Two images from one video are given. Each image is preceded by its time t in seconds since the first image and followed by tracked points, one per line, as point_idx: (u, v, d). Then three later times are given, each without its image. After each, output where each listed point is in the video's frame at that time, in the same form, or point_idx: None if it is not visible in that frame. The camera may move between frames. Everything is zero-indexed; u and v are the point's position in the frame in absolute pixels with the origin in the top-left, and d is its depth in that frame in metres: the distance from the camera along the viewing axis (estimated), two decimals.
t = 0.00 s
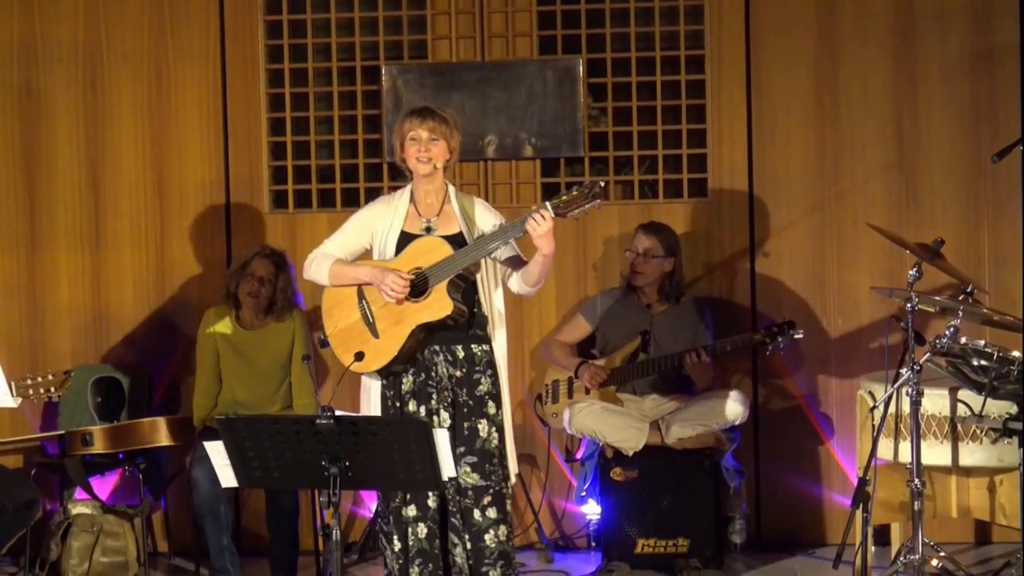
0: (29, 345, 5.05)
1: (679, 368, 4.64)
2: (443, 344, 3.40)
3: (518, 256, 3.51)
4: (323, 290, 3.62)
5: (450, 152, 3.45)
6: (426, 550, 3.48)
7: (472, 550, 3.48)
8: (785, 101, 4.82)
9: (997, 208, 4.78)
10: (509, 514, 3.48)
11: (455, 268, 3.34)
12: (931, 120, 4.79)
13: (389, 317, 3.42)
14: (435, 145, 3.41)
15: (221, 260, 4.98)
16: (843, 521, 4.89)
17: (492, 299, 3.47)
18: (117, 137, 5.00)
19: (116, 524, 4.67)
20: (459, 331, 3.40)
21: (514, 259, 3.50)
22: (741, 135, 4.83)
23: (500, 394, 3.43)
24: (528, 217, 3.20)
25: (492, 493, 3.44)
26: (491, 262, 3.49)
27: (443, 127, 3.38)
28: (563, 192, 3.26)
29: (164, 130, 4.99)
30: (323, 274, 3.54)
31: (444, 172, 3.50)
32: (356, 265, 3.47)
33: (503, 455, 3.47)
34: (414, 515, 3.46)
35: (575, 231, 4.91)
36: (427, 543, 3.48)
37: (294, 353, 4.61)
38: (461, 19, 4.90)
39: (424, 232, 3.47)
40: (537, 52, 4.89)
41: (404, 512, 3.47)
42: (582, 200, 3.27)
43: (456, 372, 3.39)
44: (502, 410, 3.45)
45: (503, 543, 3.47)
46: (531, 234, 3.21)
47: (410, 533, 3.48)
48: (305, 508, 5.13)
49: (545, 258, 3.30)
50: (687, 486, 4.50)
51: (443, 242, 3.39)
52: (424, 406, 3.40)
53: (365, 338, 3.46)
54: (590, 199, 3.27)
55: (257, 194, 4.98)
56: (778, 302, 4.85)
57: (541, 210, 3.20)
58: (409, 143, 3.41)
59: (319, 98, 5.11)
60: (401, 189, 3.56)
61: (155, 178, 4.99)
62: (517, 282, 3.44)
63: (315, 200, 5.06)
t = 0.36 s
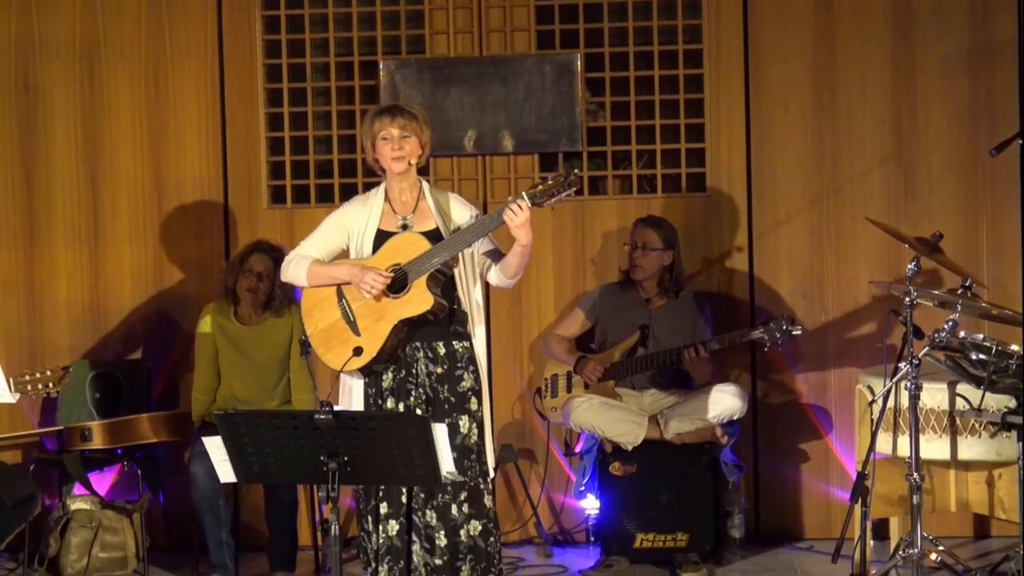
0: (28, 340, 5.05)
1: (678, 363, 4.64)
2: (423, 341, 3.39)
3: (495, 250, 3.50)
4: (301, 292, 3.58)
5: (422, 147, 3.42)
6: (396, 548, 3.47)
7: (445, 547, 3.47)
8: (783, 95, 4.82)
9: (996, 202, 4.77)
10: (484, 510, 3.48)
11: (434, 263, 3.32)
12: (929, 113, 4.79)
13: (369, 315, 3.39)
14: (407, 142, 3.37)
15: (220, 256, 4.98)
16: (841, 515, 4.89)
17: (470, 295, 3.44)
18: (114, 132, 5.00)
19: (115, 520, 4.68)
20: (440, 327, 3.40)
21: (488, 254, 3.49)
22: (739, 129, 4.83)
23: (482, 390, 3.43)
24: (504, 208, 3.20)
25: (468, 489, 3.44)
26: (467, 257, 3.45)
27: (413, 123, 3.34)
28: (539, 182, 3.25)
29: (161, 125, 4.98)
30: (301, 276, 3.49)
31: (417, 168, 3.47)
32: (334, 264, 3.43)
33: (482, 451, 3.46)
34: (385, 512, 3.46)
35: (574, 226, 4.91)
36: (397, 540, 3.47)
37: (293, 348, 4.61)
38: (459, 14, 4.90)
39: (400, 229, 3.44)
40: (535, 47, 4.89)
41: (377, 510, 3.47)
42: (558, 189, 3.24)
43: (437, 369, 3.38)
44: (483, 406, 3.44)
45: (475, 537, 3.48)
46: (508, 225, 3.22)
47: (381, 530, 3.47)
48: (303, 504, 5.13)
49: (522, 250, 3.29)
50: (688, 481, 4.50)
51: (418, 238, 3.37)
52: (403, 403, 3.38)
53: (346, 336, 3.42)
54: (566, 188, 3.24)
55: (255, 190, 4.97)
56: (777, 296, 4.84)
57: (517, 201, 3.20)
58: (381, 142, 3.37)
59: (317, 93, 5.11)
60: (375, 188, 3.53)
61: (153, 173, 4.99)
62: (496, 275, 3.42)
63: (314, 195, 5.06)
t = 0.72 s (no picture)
0: (27, 331, 5.04)
1: (677, 357, 4.64)
2: (418, 334, 3.37)
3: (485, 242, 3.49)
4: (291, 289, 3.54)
5: (406, 140, 3.40)
6: (389, 541, 3.47)
7: (442, 539, 3.45)
8: (783, 89, 4.81)
9: (996, 197, 4.77)
10: (483, 503, 3.46)
11: (427, 255, 3.28)
12: (929, 107, 4.78)
13: (364, 308, 3.35)
14: (391, 135, 3.35)
15: (219, 247, 4.98)
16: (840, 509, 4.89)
17: (461, 286, 3.43)
18: (113, 123, 4.99)
19: (112, 511, 4.69)
20: (434, 321, 3.37)
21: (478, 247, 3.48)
22: (740, 123, 4.82)
23: (476, 383, 3.42)
24: (498, 197, 3.19)
25: (465, 482, 3.42)
26: (459, 249, 3.45)
27: (396, 116, 3.33)
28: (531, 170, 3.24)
29: (161, 116, 4.98)
30: (293, 272, 3.45)
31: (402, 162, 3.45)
32: (325, 259, 3.39)
33: (478, 445, 3.44)
34: (380, 507, 3.45)
35: (573, 219, 4.90)
36: (390, 534, 3.47)
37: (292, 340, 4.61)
38: (459, 6, 4.88)
39: (390, 223, 3.41)
40: (535, 40, 4.88)
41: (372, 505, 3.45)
42: (550, 177, 3.24)
43: (432, 362, 3.37)
44: (478, 399, 3.43)
45: (475, 531, 3.46)
46: (502, 215, 3.21)
47: (374, 525, 3.47)
48: (301, 496, 5.13)
49: (516, 238, 3.29)
50: (686, 475, 4.50)
51: (409, 231, 3.33)
52: (398, 397, 3.36)
53: (340, 330, 3.38)
54: (558, 176, 3.22)
55: (254, 181, 4.97)
56: (776, 290, 4.84)
57: (511, 189, 3.19)
58: (365, 138, 3.35)
59: (317, 85, 5.10)
60: (363, 183, 3.50)
61: (152, 164, 4.99)
62: (488, 266, 3.41)
63: (313, 186, 5.05)
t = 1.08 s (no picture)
0: (28, 325, 5.05)
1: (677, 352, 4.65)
2: (425, 327, 3.37)
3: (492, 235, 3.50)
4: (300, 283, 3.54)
5: (408, 133, 3.38)
6: (406, 535, 3.45)
7: (448, 534, 3.44)
8: (785, 84, 4.81)
9: (997, 192, 4.77)
10: (487, 497, 3.47)
11: (434, 248, 3.29)
12: (931, 103, 4.78)
13: (371, 302, 3.36)
14: (393, 129, 3.33)
15: (221, 242, 4.98)
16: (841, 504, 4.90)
17: (469, 280, 3.43)
18: (114, 118, 4.99)
19: (114, 505, 4.68)
20: (440, 314, 3.38)
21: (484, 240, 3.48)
22: (741, 118, 4.82)
23: (482, 377, 3.42)
24: (505, 190, 3.20)
25: (471, 476, 3.42)
26: (467, 243, 3.46)
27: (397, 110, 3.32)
28: (538, 164, 3.25)
29: (162, 111, 4.98)
30: (300, 267, 3.45)
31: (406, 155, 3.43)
32: (333, 254, 3.40)
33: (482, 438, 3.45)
34: (395, 500, 3.43)
35: (575, 214, 4.91)
36: (406, 528, 3.45)
37: (293, 335, 4.60)
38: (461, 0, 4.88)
39: (397, 218, 3.41)
40: (537, 35, 4.88)
41: (385, 499, 3.43)
42: (557, 170, 3.25)
43: (439, 355, 3.36)
44: (484, 393, 3.43)
45: (479, 525, 3.46)
46: (508, 207, 3.21)
47: (389, 519, 3.44)
48: (303, 490, 5.13)
49: (523, 231, 3.29)
50: (687, 470, 4.51)
51: (416, 224, 3.34)
52: (406, 390, 3.36)
53: (347, 324, 3.38)
54: (565, 170, 3.25)
55: (256, 176, 4.97)
56: (777, 286, 4.84)
57: (518, 182, 3.19)
58: (367, 133, 3.34)
59: (319, 80, 5.10)
60: (369, 178, 3.49)
61: (154, 159, 4.99)
62: (496, 260, 3.42)
63: (315, 181, 5.05)
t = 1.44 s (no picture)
0: (28, 322, 5.05)
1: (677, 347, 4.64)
2: (444, 320, 3.31)
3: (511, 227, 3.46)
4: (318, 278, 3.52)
5: (422, 125, 3.35)
6: (427, 528, 3.37)
7: (462, 527, 3.38)
8: (785, 77, 4.81)
9: (998, 185, 4.77)
10: (499, 492, 3.39)
11: (451, 241, 3.27)
12: (930, 97, 4.78)
13: (389, 296, 3.33)
14: (405, 121, 3.30)
15: (221, 238, 4.98)
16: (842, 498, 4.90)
17: (487, 271, 3.39)
18: (115, 115, 4.99)
19: (115, 502, 4.69)
20: (459, 306, 3.32)
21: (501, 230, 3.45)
22: (740, 112, 4.82)
23: (499, 370, 3.36)
24: (521, 179, 3.18)
25: (486, 470, 3.35)
26: (484, 234, 3.41)
27: (409, 103, 3.28)
28: (553, 152, 3.23)
29: (162, 108, 4.97)
30: (317, 261, 3.43)
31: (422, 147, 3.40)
32: (350, 248, 3.37)
33: (497, 432, 3.38)
34: (414, 493, 3.36)
35: (575, 209, 4.91)
36: (427, 521, 3.37)
37: (293, 330, 4.60)
38: None
39: (415, 210, 3.38)
40: (536, 30, 4.88)
41: (403, 491, 3.36)
42: (572, 160, 3.23)
43: (456, 348, 3.31)
44: (500, 387, 3.37)
45: (491, 519, 3.38)
46: (525, 197, 3.19)
47: (408, 512, 3.36)
48: (303, 486, 5.13)
49: (540, 220, 3.26)
50: (686, 464, 4.53)
51: (432, 216, 3.30)
52: (424, 383, 3.31)
53: (366, 319, 3.35)
54: (580, 158, 3.24)
55: (255, 172, 4.97)
56: (777, 280, 4.84)
57: (532, 172, 3.17)
58: (380, 127, 3.31)
59: (318, 75, 5.10)
60: (386, 171, 3.47)
61: (154, 155, 4.98)
62: (512, 250, 3.38)
63: (314, 177, 5.05)
